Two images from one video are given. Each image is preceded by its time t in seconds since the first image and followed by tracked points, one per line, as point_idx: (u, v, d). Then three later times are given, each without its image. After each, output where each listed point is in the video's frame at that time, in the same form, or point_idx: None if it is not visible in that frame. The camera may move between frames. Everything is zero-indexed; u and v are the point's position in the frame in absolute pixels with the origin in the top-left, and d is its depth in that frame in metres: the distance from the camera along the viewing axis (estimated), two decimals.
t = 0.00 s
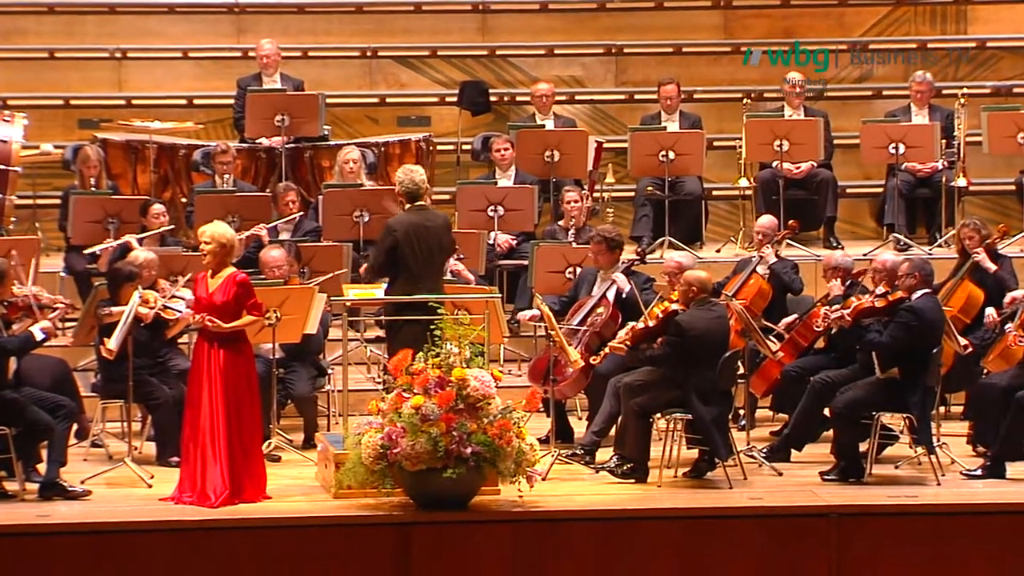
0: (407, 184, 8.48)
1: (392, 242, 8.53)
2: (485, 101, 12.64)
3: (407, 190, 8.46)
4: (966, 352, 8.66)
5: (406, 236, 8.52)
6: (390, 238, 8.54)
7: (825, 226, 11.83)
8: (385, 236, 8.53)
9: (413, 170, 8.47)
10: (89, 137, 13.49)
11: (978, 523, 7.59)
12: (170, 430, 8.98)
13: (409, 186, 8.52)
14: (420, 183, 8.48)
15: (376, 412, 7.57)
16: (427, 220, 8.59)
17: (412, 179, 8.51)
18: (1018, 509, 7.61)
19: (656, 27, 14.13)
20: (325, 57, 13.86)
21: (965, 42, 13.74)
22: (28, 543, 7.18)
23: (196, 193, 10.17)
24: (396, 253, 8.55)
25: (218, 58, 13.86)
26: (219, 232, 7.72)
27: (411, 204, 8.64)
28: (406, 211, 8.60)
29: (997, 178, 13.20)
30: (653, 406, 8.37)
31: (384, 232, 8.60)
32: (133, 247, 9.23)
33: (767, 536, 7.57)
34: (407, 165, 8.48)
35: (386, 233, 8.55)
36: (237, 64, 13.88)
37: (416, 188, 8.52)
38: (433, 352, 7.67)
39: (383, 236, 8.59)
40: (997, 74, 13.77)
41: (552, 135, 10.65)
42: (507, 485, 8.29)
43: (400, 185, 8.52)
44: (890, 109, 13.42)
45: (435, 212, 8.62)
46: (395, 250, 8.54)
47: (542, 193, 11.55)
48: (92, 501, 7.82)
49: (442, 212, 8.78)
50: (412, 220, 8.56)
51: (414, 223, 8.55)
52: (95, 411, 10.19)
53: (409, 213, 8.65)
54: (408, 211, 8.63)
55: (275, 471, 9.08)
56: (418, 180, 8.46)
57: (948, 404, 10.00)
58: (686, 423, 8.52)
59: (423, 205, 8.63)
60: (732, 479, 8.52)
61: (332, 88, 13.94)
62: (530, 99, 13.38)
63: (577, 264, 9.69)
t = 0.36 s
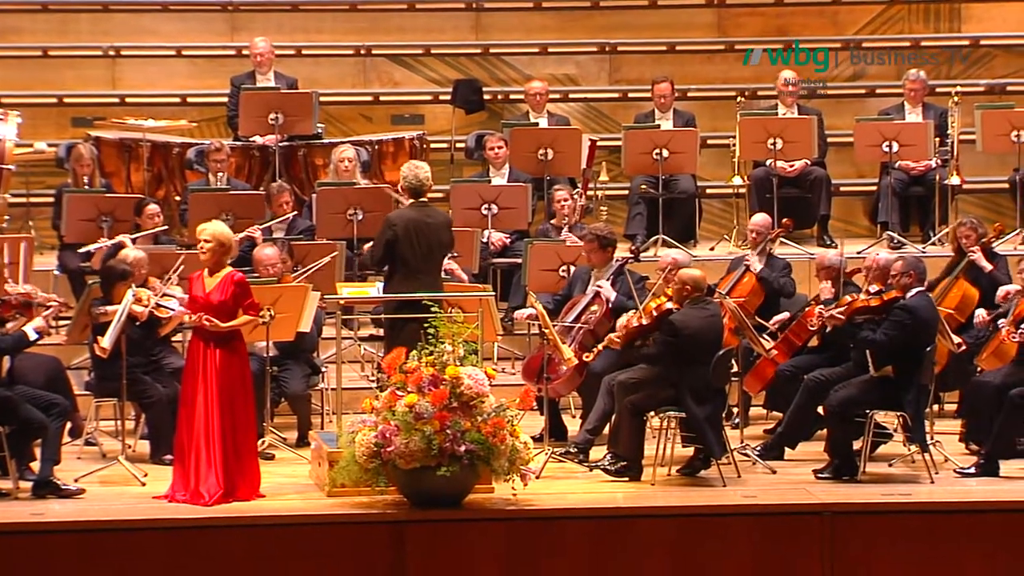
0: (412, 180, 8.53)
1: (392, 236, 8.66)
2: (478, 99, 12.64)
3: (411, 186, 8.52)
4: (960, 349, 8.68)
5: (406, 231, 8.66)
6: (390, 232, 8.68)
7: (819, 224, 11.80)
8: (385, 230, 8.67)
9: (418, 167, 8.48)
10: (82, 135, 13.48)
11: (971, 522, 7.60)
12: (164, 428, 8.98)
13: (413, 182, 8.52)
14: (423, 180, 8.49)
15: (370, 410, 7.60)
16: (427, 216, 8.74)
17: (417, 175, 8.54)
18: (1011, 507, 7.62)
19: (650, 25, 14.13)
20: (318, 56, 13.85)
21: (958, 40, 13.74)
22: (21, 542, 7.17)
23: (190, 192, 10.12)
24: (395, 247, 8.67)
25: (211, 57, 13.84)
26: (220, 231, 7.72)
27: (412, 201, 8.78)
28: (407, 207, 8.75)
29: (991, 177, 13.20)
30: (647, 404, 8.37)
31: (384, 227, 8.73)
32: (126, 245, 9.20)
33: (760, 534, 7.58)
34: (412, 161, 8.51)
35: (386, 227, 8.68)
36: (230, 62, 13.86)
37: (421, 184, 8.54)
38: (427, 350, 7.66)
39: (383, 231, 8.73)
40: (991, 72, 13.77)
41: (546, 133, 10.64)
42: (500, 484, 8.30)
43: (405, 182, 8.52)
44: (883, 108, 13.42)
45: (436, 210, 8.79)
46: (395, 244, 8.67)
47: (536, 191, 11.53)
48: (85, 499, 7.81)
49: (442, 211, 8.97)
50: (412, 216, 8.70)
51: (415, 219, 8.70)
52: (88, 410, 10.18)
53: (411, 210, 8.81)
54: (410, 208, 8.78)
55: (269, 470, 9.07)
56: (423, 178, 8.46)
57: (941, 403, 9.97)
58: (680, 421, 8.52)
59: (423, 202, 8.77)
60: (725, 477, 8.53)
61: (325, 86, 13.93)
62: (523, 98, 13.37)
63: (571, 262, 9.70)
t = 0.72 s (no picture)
0: (407, 180, 8.71)
1: (384, 235, 8.73)
2: (464, 99, 12.63)
3: (405, 187, 8.69)
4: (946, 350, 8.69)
5: (398, 230, 8.73)
6: (382, 231, 8.76)
7: (805, 224, 11.78)
8: (377, 229, 8.74)
9: (413, 166, 8.68)
10: (68, 135, 13.44)
11: (956, 521, 7.63)
12: (150, 428, 8.96)
13: (408, 181, 8.70)
14: (418, 180, 8.67)
15: (357, 410, 7.60)
16: (421, 216, 8.81)
17: (411, 175, 8.76)
18: (995, 506, 7.64)
19: (637, 25, 14.13)
20: (304, 56, 13.83)
21: (944, 40, 13.75)
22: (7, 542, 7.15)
23: (176, 192, 10.06)
24: (386, 246, 8.74)
25: (197, 56, 13.81)
26: (213, 230, 7.75)
27: (406, 200, 8.86)
28: (400, 207, 8.83)
29: (976, 176, 13.22)
30: (634, 404, 8.39)
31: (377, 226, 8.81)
32: (114, 244, 9.18)
33: (746, 534, 7.60)
34: (406, 161, 8.73)
35: (378, 226, 8.76)
36: (216, 61, 13.83)
37: (415, 184, 8.73)
38: (413, 349, 7.67)
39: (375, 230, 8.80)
40: (976, 72, 13.78)
41: (532, 133, 10.60)
42: (486, 483, 8.30)
43: (399, 181, 8.70)
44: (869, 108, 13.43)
45: (428, 210, 8.86)
46: (386, 243, 8.75)
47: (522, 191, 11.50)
48: (71, 499, 7.79)
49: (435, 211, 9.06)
50: (404, 215, 8.78)
51: (407, 218, 8.77)
52: (74, 410, 10.16)
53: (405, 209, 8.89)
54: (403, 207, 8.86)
55: (254, 470, 9.06)
56: (417, 176, 8.66)
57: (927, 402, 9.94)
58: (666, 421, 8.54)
59: (417, 202, 8.86)
60: (711, 477, 8.55)
61: (311, 86, 13.91)
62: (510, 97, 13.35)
63: (557, 262, 9.69)
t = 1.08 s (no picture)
0: (397, 179, 8.79)
1: (371, 233, 8.80)
2: (449, 99, 12.62)
3: (395, 184, 8.78)
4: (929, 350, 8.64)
5: (386, 229, 8.81)
6: (369, 229, 8.82)
7: (789, 225, 11.79)
8: (365, 227, 8.81)
9: (403, 166, 8.75)
10: (51, 135, 13.40)
11: (938, 521, 7.67)
12: (134, 429, 8.94)
13: (398, 179, 8.77)
14: (408, 178, 8.75)
15: (341, 410, 7.56)
16: (410, 215, 8.87)
17: (401, 174, 8.82)
18: (977, 507, 7.67)
19: (621, 25, 14.14)
20: (288, 56, 13.80)
21: (928, 40, 13.77)
22: None
23: (159, 193, 10.09)
24: (374, 245, 8.81)
25: (181, 56, 13.78)
26: (192, 230, 7.73)
27: (394, 199, 8.93)
28: (389, 205, 8.89)
29: (960, 176, 13.24)
30: (618, 404, 8.39)
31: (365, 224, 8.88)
32: (98, 245, 9.19)
33: (730, 534, 7.61)
34: (396, 160, 8.79)
35: (367, 224, 8.83)
36: (199, 61, 13.80)
37: (405, 183, 8.81)
38: (397, 350, 7.67)
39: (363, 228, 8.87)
40: (960, 72, 13.80)
41: (516, 133, 10.56)
42: (470, 484, 8.32)
43: (389, 179, 8.76)
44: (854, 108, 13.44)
45: (417, 210, 8.94)
46: (373, 241, 8.82)
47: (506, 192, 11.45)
48: (55, 500, 7.78)
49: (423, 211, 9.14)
50: (392, 214, 8.85)
51: (395, 217, 8.84)
52: (57, 410, 10.14)
53: (393, 208, 8.95)
54: (391, 206, 8.92)
55: (238, 470, 9.05)
56: (408, 175, 8.72)
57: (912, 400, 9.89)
58: (649, 421, 8.56)
59: (406, 201, 8.93)
60: (696, 477, 8.58)
61: (295, 85, 13.88)
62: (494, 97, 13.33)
63: (541, 262, 9.67)
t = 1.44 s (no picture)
0: (371, 178, 8.78)
1: (347, 232, 8.87)
2: (419, 97, 12.55)
3: (369, 182, 8.79)
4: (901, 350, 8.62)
5: (361, 228, 8.88)
6: (345, 228, 8.89)
7: (761, 224, 11.67)
8: (340, 226, 8.87)
9: (377, 164, 8.74)
10: (18, 134, 13.26)
11: (911, 521, 7.65)
12: (102, 430, 8.83)
13: (371, 178, 8.77)
14: (382, 177, 8.74)
15: (311, 410, 7.47)
16: (383, 214, 8.96)
17: (375, 172, 8.80)
18: (951, 507, 7.65)
19: (593, 23, 14.09)
20: (257, 54, 13.67)
21: (901, 39, 13.73)
22: None
23: (128, 191, 10.01)
24: (351, 245, 8.88)
25: (149, 54, 13.65)
26: (152, 230, 7.64)
27: (367, 198, 9.01)
28: (363, 204, 8.98)
29: (934, 176, 13.18)
30: (590, 405, 8.34)
31: (339, 223, 8.94)
32: (66, 244, 9.08)
33: (705, 536, 7.56)
34: (370, 159, 8.78)
35: (342, 223, 8.89)
36: (168, 59, 13.67)
37: (379, 181, 8.80)
38: (368, 350, 7.61)
39: (338, 227, 8.93)
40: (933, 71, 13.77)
41: (487, 132, 10.40)
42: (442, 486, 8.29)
43: (363, 177, 8.76)
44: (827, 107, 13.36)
45: (390, 208, 9.01)
46: (349, 241, 8.89)
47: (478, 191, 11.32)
48: (22, 502, 7.68)
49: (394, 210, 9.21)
50: (366, 213, 8.93)
51: (369, 216, 8.92)
52: (24, 411, 10.02)
53: (366, 207, 9.03)
54: (365, 205, 9.00)
55: (208, 472, 8.95)
56: (381, 173, 8.72)
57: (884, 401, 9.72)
58: (622, 422, 8.52)
59: (379, 200, 9.01)
60: (669, 478, 8.55)
61: (264, 84, 13.76)
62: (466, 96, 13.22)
63: (513, 262, 9.66)
